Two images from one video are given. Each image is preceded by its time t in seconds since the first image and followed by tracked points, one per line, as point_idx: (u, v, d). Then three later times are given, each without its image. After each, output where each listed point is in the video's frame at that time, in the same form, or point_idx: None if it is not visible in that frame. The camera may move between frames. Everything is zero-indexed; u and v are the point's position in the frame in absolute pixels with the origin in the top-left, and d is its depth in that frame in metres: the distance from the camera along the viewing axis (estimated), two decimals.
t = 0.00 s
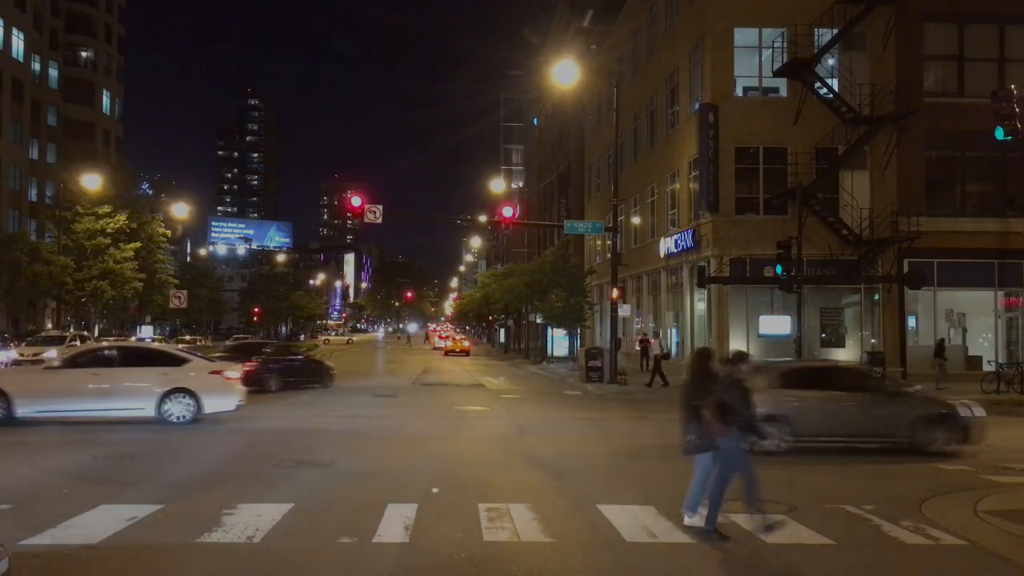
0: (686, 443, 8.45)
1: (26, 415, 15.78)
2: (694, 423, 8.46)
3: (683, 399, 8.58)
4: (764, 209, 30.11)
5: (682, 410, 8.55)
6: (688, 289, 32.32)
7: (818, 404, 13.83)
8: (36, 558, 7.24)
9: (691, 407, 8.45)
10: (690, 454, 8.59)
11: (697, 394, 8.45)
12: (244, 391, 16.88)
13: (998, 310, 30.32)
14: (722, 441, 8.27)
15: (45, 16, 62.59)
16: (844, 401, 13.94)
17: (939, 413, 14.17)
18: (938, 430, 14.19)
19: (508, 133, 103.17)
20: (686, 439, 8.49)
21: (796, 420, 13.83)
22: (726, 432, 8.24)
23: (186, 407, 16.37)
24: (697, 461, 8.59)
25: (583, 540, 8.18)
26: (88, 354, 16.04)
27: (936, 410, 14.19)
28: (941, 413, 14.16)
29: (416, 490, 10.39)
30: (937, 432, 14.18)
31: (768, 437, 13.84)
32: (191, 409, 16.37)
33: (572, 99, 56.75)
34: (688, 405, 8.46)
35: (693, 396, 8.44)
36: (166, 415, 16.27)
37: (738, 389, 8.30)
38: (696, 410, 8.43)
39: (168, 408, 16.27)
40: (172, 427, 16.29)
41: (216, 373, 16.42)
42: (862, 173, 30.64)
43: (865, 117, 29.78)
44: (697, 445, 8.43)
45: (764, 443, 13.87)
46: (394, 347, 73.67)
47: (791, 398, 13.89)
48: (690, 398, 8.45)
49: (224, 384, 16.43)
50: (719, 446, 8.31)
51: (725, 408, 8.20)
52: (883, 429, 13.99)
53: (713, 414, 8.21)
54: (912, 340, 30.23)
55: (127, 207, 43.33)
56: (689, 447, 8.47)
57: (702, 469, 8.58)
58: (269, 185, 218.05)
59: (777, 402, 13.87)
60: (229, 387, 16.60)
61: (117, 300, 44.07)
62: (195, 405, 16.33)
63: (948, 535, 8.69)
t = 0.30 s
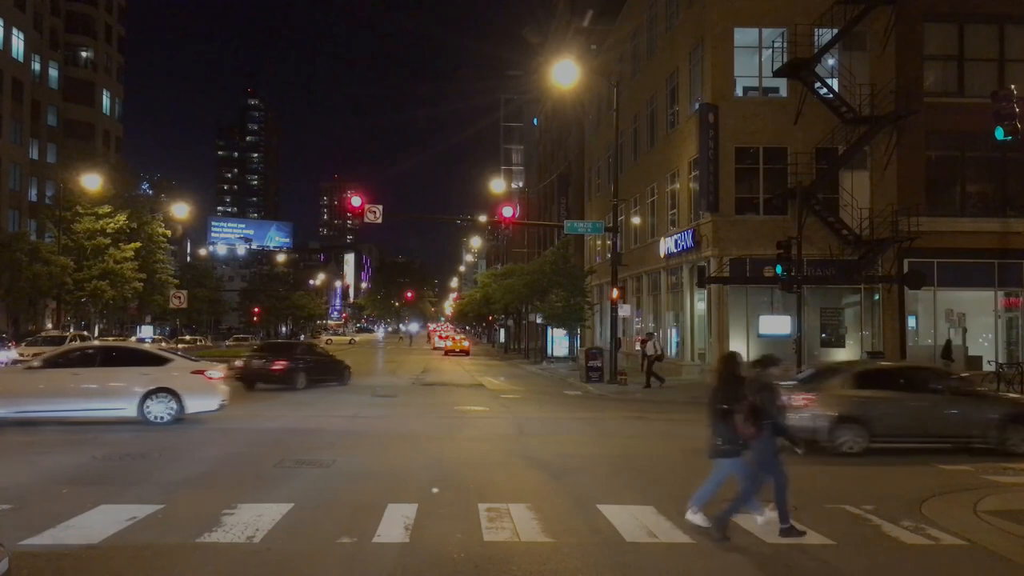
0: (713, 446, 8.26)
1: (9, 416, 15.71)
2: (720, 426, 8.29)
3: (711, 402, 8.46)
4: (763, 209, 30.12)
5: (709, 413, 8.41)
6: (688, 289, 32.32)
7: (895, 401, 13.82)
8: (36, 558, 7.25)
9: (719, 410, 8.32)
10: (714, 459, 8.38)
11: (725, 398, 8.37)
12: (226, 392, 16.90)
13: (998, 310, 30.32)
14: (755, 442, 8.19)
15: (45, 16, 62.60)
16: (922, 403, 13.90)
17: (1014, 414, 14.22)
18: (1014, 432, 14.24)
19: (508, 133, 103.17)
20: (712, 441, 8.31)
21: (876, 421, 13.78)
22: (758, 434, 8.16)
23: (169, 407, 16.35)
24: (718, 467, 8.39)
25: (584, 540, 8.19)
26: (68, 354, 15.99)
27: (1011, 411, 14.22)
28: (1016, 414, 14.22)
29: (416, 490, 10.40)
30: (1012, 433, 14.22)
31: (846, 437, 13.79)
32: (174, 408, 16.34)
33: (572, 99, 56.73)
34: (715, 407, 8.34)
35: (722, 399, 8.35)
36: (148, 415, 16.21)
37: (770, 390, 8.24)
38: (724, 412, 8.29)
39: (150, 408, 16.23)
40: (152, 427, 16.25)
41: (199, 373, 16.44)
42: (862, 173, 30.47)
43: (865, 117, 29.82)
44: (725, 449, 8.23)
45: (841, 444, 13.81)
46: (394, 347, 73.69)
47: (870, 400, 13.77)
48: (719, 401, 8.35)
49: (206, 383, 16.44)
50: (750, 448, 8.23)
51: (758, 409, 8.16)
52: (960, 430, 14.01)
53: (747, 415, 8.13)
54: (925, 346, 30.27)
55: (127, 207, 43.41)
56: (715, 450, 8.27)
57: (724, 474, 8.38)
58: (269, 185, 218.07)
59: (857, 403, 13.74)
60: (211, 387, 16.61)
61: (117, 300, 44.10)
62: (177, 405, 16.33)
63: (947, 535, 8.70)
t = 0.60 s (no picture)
0: (742, 444, 8.43)
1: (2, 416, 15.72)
2: (750, 424, 8.45)
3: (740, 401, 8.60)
4: (764, 209, 30.11)
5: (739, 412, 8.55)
6: (688, 289, 32.32)
7: (967, 402, 14.06)
8: (36, 558, 7.24)
9: (747, 409, 8.46)
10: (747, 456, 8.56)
11: (753, 395, 8.49)
12: (210, 390, 16.81)
13: (998, 310, 30.30)
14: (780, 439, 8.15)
15: (45, 16, 62.57)
16: (992, 404, 14.14)
17: None
18: None
19: (508, 133, 103.21)
20: (741, 440, 8.47)
21: (949, 422, 14.03)
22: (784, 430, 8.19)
23: (151, 406, 16.29)
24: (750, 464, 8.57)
25: (583, 540, 8.18)
26: (49, 354, 15.95)
27: None
28: None
29: (416, 491, 10.39)
30: None
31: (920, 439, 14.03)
32: (156, 408, 16.29)
33: (572, 99, 56.72)
34: (743, 406, 8.48)
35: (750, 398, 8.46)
36: (130, 415, 16.18)
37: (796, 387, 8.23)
38: (752, 410, 8.43)
39: (132, 407, 16.19)
40: (135, 427, 16.22)
41: (181, 373, 16.34)
42: (862, 173, 30.45)
43: (865, 117, 29.81)
44: (755, 447, 8.40)
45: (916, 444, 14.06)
46: (394, 347, 73.68)
47: (940, 401, 14.01)
48: (747, 400, 8.48)
49: (188, 383, 16.34)
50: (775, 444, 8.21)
51: (784, 405, 8.09)
52: None
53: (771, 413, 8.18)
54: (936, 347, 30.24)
55: (127, 207, 43.46)
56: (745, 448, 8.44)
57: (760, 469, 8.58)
58: (269, 185, 218.09)
59: (929, 404, 14.00)
60: (194, 386, 16.52)
61: (117, 300, 44.11)
62: (159, 404, 16.26)
63: (948, 535, 8.70)
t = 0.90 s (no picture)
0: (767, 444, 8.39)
1: None
2: (774, 423, 8.41)
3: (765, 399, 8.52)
4: (763, 209, 30.12)
5: (762, 410, 8.50)
6: (688, 289, 32.32)
7: None
8: (36, 558, 7.25)
9: (773, 409, 8.39)
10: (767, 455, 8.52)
11: (779, 394, 8.40)
12: (193, 391, 16.80)
13: (998, 310, 30.29)
14: (804, 442, 8.22)
15: (45, 16, 62.60)
16: None
17: None
18: None
19: (508, 133, 103.22)
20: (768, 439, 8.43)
21: None
22: (810, 433, 8.23)
23: (133, 407, 16.21)
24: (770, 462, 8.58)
25: (583, 540, 8.18)
26: (30, 355, 15.87)
27: None
28: None
29: (416, 491, 10.39)
30: None
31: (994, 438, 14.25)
32: (138, 408, 16.21)
33: (572, 99, 56.73)
34: (768, 405, 8.41)
35: (776, 397, 8.39)
36: (113, 416, 16.08)
37: (824, 391, 8.24)
38: (778, 411, 8.38)
39: (114, 408, 16.10)
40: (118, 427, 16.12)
41: (163, 372, 16.36)
42: (862, 173, 30.44)
43: (865, 117, 29.83)
44: (779, 447, 8.39)
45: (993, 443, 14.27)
46: (394, 347, 73.70)
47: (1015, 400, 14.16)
48: (772, 400, 8.41)
49: (172, 383, 16.37)
50: (798, 448, 8.26)
51: (811, 408, 8.23)
52: None
53: (799, 415, 8.18)
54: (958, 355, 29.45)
55: (127, 207, 43.53)
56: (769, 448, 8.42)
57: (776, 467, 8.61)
58: (269, 185, 218.11)
59: (1004, 403, 14.16)
60: (176, 386, 16.51)
61: (117, 300, 44.17)
62: (141, 404, 16.20)
63: (948, 535, 8.69)
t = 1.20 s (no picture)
0: (796, 449, 8.47)
1: None
2: (803, 426, 8.51)
3: (792, 403, 8.58)
4: (764, 209, 30.12)
5: (790, 413, 8.59)
6: (688, 289, 32.32)
7: None
8: (35, 558, 7.25)
9: (803, 413, 8.48)
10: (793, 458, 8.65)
11: (807, 398, 8.49)
12: (175, 391, 16.84)
13: (998, 310, 30.29)
14: (837, 445, 8.35)
15: (46, 16, 62.58)
16: None
17: None
18: None
19: (508, 133, 103.21)
20: (796, 443, 8.52)
21: None
22: (842, 437, 8.33)
23: (115, 406, 16.23)
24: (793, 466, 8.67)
25: (583, 540, 8.19)
26: (12, 354, 15.77)
27: None
28: None
29: (416, 490, 10.40)
30: None
31: None
32: (121, 407, 16.23)
33: (572, 99, 56.75)
34: (798, 408, 8.51)
35: (806, 401, 8.49)
36: (94, 416, 16.05)
37: (857, 395, 8.34)
38: (809, 415, 8.47)
39: (96, 408, 16.09)
40: (100, 427, 16.11)
41: (146, 372, 16.40)
42: (862, 173, 30.43)
43: (865, 117, 29.83)
44: (806, 450, 8.48)
45: None
46: (394, 347, 73.69)
47: None
48: (801, 404, 8.50)
49: (155, 383, 16.41)
50: (832, 449, 8.39)
51: (846, 412, 8.28)
52: None
53: (832, 419, 8.27)
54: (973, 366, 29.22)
55: (127, 207, 43.58)
56: (797, 452, 8.50)
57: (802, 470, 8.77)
58: (270, 185, 218.13)
59: None
60: (158, 387, 16.57)
61: (117, 300, 44.23)
62: (124, 404, 16.22)
63: (948, 535, 8.70)
